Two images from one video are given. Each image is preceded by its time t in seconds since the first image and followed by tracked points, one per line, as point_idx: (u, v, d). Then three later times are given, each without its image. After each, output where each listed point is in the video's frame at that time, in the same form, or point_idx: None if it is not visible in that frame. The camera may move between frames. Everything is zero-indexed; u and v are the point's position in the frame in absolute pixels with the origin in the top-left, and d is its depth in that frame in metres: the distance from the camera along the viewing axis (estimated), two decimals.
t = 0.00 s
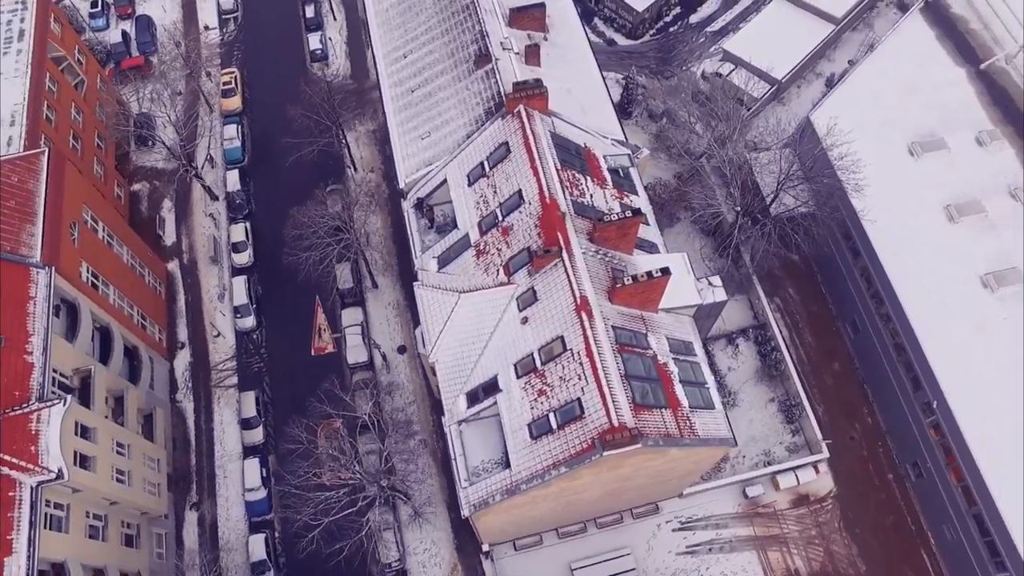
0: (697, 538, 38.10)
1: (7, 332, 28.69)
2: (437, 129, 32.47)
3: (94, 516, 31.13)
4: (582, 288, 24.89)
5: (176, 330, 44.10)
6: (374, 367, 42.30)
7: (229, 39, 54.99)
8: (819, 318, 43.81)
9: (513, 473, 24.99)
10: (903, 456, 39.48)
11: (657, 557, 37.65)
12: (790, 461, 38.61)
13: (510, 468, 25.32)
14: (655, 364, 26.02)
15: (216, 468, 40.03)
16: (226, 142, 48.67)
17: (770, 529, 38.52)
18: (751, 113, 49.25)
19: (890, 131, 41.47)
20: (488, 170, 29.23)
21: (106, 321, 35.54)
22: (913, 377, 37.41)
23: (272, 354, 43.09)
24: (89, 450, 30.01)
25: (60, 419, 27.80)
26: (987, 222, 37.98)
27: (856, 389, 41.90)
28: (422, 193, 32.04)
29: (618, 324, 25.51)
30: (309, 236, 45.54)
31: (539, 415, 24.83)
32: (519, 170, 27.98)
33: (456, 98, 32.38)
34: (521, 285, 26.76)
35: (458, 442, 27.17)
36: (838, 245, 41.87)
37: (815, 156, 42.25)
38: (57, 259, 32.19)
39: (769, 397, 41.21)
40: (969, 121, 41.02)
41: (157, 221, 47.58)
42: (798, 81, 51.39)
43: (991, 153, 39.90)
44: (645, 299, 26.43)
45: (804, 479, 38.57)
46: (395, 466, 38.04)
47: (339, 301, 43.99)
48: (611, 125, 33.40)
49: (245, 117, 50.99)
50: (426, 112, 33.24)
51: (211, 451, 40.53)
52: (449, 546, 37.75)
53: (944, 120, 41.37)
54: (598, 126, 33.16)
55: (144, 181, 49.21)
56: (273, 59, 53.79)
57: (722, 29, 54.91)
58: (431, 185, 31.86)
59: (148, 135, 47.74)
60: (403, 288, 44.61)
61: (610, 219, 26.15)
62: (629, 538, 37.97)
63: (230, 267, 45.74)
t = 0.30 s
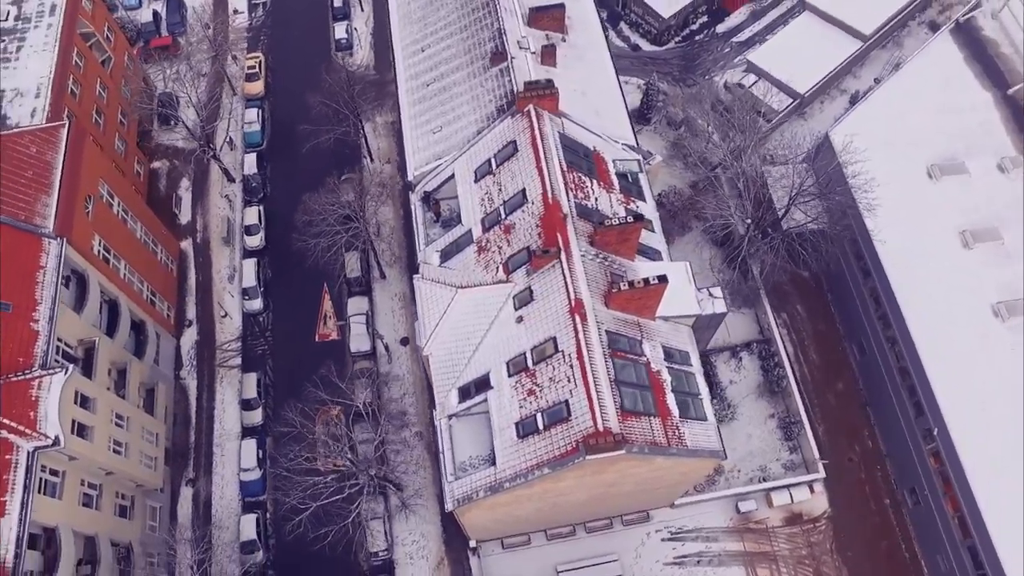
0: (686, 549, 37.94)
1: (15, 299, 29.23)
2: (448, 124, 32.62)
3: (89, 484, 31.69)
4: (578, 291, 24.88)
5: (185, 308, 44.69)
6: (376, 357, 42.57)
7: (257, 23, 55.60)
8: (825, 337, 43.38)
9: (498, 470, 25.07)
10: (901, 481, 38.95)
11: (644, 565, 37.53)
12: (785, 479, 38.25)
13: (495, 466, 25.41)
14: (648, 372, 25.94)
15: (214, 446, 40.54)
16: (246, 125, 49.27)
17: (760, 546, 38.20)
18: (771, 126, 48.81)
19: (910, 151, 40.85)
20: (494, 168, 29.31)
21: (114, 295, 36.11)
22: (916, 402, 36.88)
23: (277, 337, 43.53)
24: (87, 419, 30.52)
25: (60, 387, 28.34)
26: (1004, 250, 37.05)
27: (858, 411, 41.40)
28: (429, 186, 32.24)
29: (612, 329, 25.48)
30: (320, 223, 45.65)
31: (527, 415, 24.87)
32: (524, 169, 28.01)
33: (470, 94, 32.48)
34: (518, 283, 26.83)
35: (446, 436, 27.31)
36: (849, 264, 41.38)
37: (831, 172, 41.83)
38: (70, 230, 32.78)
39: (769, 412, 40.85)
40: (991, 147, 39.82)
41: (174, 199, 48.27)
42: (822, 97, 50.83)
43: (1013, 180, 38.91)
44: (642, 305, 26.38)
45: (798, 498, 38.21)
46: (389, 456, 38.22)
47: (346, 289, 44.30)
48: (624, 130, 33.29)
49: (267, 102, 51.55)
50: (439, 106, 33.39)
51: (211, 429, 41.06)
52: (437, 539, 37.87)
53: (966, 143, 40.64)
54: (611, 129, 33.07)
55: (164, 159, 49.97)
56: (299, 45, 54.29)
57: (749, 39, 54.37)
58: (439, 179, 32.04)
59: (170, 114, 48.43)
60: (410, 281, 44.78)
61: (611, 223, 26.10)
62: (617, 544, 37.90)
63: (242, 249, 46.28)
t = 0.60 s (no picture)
0: (675, 559, 37.65)
1: (27, 268, 29.85)
2: (461, 120, 32.73)
3: (87, 455, 32.25)
4: (575, 293, 24.90)
5: (195, 287, 45.22)
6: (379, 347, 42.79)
7: (284, 10, 56.10)
8: (831, 355, 42.91)
9: (485, 467, 25.15)
10: (899, 506, 38.45)
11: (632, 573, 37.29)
12: (781, 496, 37.87)
13: (482, 462, 25.48)
14: (641, 378, 25.85)
15: (214, 425, 41.03)
16: (267, 111, 49.83)
17: (751, 561, 37.84)
18: (791, 139, 48.36)
19: (929, 172, 40.13)
20: (501, 166, 29.39)
21: (125, 271, 36.63)
22: (918, 427, 36.39)
23: (282, 322, 43.91)
24: (88, 390, 31.13)
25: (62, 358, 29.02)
26: (1022, 275, 35.80)
27: (860, 432, 40.91)
28: (438, 180, 32.39)
29: (607, 334, 25.44)
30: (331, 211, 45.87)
31: (517, 414, 24.92)
32: (531, 168, 28.06)
33: (484, 91, 32.56)
34: (517, 282, 26.89)
35: (437, 430, 27.41)
36: (859, 283, 40.90)
37: (846, 189, 41.40)
38: (85, 205, 33.32)
39: (768, 427, 40.52)
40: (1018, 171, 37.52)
41: (191, 180, 48.88)
42: (844, 113, 50.25)
43: None
44: (639, 311, 26.34)
45: (792, 515, 37.86)
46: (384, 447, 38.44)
47: (354, 278, 44.61)
48: (635, 135, 33.14)
49: (289, 89, 52.02)
50: (453, 102, 33.51)
51: (212, 408, 41.55)
52: (427, 532, 38.04)
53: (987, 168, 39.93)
54: (622, 133, 32.95)
55: (185, 139, 50.63)
56: (324, 34, 54.68)
57: (774, 51, 53.91)
58: (448, 173, 32.17)
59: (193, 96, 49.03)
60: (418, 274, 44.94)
61: (612, 228, 26.10)
62: (606, 549, 37.71)
63: (255, 233, 46.76)
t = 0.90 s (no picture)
0: (664, 569, 37.41)
1: (39, 237, 30.48)
2: (474, 116, 32.81)
3: (87, 425, 32.88)
4: (571, 295, 24.92)
5: (207, 267, 45.77)
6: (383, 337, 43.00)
7: None
8: (837, 374, 42.40)
9: (471, 463, 25.27)
10: (894, 532, 37.93)
11: None
12: (774, 513, 37.54)
13: (469, 458, 25.58)
14: (633, 385, 25.75)
15: (215, 404, 41.56)
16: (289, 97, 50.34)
17: None
18: (811, 154, 47.80)
19: (948, 196, 39.48)
20: (510, 164, 29.45)
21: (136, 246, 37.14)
22: (918, 454, 35.88)
23: (290, 306, 44.27)
24: (91, 361, 31.77)
25: (68, 328, 29.58)
26: None
27: (860, 454, 40.41)
28: (448, 175, 32.55)
29: (601, 338, 25.39)
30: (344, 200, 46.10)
31: (506, 413, 24.97)
32: (537, 168, 28.08)
33: (499, 89, 32.58)
34: (517, 281, 26.91)
35: (428, 423, 27.59)
36: (870, 304, 40.35)
37: (861, 208, 40.89)
38: (100, 180, 33.83)
39: (767, 443, 40.13)
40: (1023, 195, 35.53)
41: (211, 161, 49.49)
42: (868, 131, 49.58)
43: None
44: (636, 317, 26.26)
45: (784, 533, 37.48)
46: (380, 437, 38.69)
47: (364, 268, 44.90)
48: (648, 141, 32.95)
49: (312, 76, 52.43)
50: (468, 97, 33.60)
51: (215, 387, 42.07)
52: (418, 524, 38.23)
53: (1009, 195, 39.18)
54: (636, 138, 32.79)
55: (208, 121, 51.26)
56: (351, 24, 55.02)
57: (801, 65, 53.32)
58: (458, 169, 32.32)
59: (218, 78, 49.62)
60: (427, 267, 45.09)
61: (614, 233, 26.09)
62: (595, 554, 37.53)
63: (269, 217, 47.25)
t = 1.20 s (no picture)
0: None
1: (52, 209, 31.11)
2: (488, 112, 32.87)
3: (90, 395, 33.50)
4: (568, 297, 24.94)
5: (219, 248, 46.28)
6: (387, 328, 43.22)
7: None
8: (841, 394, 41.91)
9: (459, 457, 25.38)
10: (889, 556, 37.45)
11: None
12: (767, 529, 37.06)
13: (457, 452, 25.70)
14: (626, 390, 25.67)
15: (219, 383, 42.07)
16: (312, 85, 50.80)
17: None
18: (829, 170, 47.28)
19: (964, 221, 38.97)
20: (518, 163, 29.53)
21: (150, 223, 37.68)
22: (917, 479, 35.44)
23: (298, 292, 44.61)
24: (96, 332, 32.40)
25: (75, 298, 29.96)
26: None
27: (859, 475, 39.93)
28: (458, 170, 32.68)
29: (596, 342, 25.37)
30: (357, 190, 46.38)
31: (496, 409, 25.08)
32: (544, 168, 28.11)
33: (514, 87, 32.61)
34: (516, 280, 26.98)
35: (421, 415, 27.75)
36: (878, 325, 39.84)
37: (875, 228, 40.41)
38: (117, 156, 34.37)
39: (765, 458, 39.76)
40: None
41: (230, 144, 50.05)
42: (889, 150, 48.95)
43: None
44: (633, 323, 26.20)
45: (776, 550, 36.98)
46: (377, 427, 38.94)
47: (374, 258, 45.19)
48: (660, 147, 32.80)
49: (336, 65, 52.80)
50: (483, 94, 33.65)
51: (219, 366, 42.57)
52: (410, 516, 38.38)
53: None
54: (648, 144, 32.68)
55: (230, 104, 51.84)
56: (378, 15, 55.29)
57: (825, 80, 52.77)
58: (468, 165, 32.46)
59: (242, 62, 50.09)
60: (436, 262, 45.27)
61: (615, 236, 26.10)
62: (585, 558, 37.14)
63: (284, 202, 47.70)
